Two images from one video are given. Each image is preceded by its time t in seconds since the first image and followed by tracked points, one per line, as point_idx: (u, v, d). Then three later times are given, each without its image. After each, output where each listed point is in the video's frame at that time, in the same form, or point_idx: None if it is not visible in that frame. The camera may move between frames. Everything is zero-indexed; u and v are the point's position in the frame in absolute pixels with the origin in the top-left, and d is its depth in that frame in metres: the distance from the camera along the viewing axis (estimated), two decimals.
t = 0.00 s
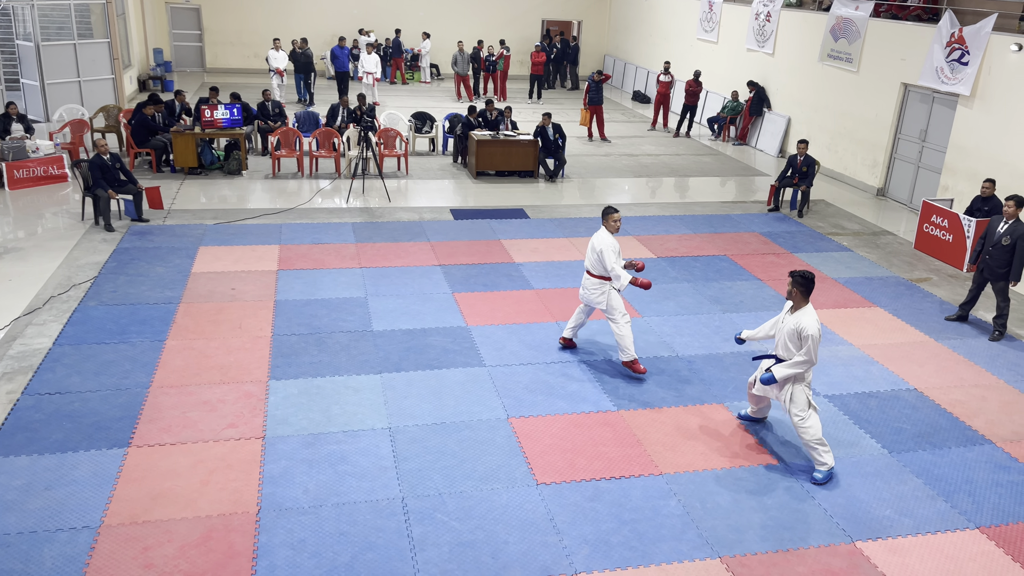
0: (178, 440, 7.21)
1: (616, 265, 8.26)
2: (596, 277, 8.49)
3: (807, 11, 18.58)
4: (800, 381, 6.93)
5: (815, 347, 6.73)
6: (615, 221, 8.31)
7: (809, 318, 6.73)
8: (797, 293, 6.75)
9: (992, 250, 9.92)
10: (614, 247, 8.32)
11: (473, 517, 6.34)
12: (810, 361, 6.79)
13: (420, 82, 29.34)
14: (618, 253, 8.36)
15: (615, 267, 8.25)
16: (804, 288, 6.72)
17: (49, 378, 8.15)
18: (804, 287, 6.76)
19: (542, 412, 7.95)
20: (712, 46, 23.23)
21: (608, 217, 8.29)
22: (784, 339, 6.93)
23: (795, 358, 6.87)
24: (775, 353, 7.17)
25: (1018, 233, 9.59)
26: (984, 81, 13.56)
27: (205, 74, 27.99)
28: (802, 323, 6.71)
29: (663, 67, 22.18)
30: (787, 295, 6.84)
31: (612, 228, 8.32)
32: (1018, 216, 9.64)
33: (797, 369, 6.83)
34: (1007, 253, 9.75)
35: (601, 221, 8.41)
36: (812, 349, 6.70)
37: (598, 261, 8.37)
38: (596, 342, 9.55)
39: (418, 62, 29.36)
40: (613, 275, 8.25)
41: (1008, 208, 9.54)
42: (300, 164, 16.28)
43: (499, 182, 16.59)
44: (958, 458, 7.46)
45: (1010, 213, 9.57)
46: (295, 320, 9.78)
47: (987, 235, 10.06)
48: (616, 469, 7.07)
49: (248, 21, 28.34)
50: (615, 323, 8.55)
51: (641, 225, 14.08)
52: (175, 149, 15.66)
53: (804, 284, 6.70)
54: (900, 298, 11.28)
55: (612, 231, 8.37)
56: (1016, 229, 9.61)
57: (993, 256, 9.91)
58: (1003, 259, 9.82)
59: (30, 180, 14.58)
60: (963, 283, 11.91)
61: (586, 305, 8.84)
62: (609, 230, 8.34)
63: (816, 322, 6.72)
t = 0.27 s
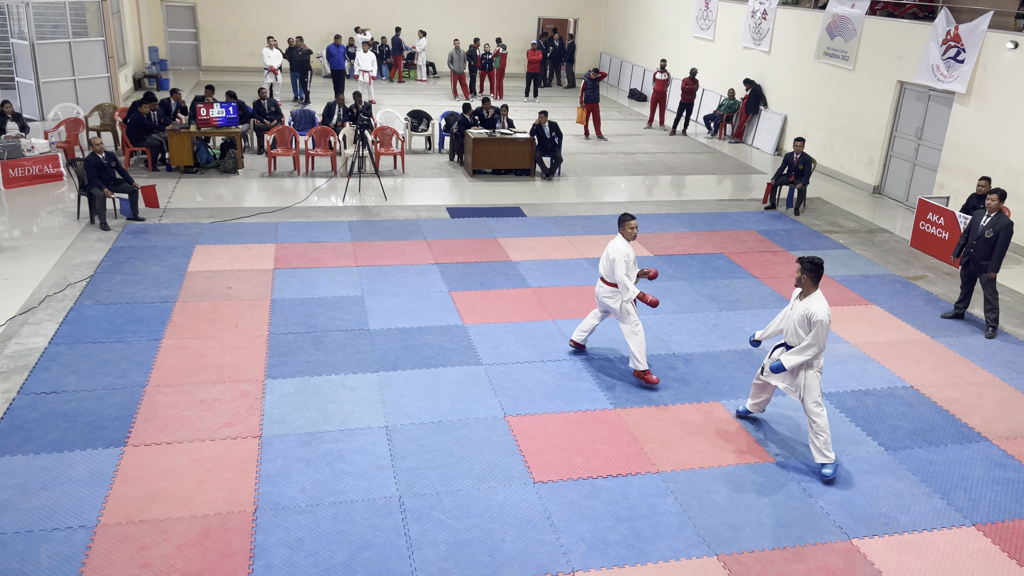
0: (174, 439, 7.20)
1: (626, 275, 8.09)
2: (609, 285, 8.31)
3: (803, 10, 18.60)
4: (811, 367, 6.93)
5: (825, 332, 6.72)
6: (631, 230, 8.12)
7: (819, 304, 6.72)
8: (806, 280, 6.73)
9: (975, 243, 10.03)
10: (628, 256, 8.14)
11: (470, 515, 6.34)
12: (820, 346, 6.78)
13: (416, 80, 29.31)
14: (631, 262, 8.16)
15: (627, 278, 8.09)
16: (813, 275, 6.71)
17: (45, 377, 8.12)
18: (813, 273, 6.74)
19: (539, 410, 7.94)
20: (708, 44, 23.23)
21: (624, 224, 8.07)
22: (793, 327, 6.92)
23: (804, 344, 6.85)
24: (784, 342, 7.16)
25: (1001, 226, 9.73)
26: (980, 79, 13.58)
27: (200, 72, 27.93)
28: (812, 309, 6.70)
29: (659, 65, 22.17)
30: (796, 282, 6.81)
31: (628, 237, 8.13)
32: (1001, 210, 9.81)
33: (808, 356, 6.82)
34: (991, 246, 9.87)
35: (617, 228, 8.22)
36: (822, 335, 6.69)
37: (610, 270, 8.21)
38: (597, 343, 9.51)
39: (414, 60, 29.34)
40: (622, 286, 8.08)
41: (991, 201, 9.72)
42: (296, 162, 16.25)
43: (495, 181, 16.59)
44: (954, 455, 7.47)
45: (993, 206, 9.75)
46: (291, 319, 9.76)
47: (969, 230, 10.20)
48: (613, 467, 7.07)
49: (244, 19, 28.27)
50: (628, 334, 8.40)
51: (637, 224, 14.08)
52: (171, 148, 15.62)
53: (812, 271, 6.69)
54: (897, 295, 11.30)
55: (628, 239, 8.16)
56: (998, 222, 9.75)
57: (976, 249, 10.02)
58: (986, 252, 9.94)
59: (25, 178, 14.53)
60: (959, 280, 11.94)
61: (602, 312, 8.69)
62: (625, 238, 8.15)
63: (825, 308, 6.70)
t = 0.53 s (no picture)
0: (171, 439, 7.19)
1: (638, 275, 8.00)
2: (621, 284, 8.25)
3: (800, 8, 18.61)
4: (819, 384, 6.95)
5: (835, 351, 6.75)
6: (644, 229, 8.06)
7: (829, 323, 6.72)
8: (815, 299, 6.70)
9: (967, 238, 10.12)
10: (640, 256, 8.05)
11: (467, 514, 6.34)
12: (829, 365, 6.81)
13: (413, 79, 29.28)
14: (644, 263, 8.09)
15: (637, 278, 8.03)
16: (822, 294, 6.69)
17: (42, 376, 8.11)
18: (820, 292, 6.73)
19: (536, 409, 7.95)
20: (705, 43, 23.23)
21: (635, 221, 8.00)
22: (801, 345, 6.91)
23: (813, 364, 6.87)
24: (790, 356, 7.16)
25: (991, 221, 9.79)
26: (976, 77, 13.59)
27: (197, 71, 27.87)
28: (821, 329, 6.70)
29: (656, 63, 22.16)
30: (804, 302, 6.79)
31: (640, 235, 8.07)
32: (992, 205, 9.87)
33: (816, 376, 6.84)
34: (982, 241, 9.95)
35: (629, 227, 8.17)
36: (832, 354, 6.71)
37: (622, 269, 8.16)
38: (597, 342, 9.48)
39: (411, 59, 29.31)
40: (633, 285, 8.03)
41: (981, 197, 9.79)
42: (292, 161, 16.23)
43: (492, 180, 16.58)
44: (950, 453, 7.49)
45: (983, 202, 9.80)
46: (288, 318, 9.75)
47: (962, 225, 10.29)
48: (610, 465, 7.08)
49: (240, 18, 28.22)
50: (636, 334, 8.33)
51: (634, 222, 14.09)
52: (167, 147, 15.58)
53: (821, 290, 6.66)
54: (893, 294, 11.32)
55: (640, 239, 8.11)
56: (989, 217, 9.82)
57: (967, 245, 10.11)
58: (977, 246, 10.01)
59: (21, 177, 14.50)
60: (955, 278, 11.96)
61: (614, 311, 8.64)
62: (637, 236, 8.10)
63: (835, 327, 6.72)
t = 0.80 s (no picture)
0: (168, 438, 7.18)
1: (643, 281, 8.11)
2: (622, 291, 8.37)
3: (797, 7, 18.60)
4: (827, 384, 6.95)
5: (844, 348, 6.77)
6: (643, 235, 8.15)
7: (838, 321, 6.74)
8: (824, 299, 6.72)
9: (964, 238, 10.09)
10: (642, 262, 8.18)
11: (464, 513, 6.34)
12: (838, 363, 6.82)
13: (410, 78, 29.25)
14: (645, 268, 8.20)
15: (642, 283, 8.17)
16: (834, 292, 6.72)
17: (38, 376, 8.09)
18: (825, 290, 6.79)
19: (533, 408, 7.94)
20: (702, 42, 23.23)
21: (635, 228, 8.09)
22: (809, 344, 6.92)
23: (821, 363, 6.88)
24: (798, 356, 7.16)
25: (988, 220, 9.78)
26: (973, 76, 13.62)
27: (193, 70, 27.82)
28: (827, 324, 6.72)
29: (653, 62, 22.16)
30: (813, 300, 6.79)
31: (641, 242, 8.15)
32: (987, 204, 9.85)
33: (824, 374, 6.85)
34: (979, 240, 9.93)
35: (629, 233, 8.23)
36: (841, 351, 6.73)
37: (625, 275, 8.25)
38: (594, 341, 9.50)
39: (408, 58, 29.29)
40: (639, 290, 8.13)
41: (977, 197, 9.76)
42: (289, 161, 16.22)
43: (490, 179, 16.57)
44: (947, 452, 7.50)
45: (980, 202, 9.77)
46: (285, 317, 9.74)
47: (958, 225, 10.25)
48: (608, 464, 7.08)
49: (237, 17, 28.17)
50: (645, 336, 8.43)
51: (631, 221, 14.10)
52: (164, 146, 15.56)
53: (832, 289, 6.67)
54: (890, 292, 11.33)
55: (640, 245, 8.19)
56: (986, 216, 9.80)
57: (965, 244, 10.08)
58: (975, 246, 9.99)
59: (17, 177, 14.46)
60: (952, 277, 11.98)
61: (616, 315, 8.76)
62: (637, 242, 8.18)
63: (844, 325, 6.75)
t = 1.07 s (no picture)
0: (164, 439, 7.16)
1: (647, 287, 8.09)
2: (624, 296, 8.37)
3: (793, 8, 18.64)
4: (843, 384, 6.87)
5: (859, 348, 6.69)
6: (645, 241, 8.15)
7: (852, 320, 6.69)
8: (835, 299, 6.69)
9: (967, 241, 10.05)
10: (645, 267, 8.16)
11: (461, 514, 6.34)
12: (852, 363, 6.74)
13: (407, 78, 29.24)
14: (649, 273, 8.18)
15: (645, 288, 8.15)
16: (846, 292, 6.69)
17: (33, 377, 8.07)
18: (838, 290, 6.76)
19: (530, 409, 7.94)
20: (698, 43, 23.27)
21: (640, 235, 8.09)
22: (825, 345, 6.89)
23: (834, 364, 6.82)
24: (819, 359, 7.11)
25: (991, 221, 9.79)
26: (968, 77, 13.65)
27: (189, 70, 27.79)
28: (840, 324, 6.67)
29: (650, 63, 22.18)
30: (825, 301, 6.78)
31: (643, 247, 8.15)
32: (988, 206, 9.88)
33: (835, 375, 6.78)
34: (983, 242, 9.91)
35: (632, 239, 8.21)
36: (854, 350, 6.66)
37: (628, 280, 8.23)
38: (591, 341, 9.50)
39: (404, 59, 29.29)
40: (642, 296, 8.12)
41: (978, 198, 9.78)
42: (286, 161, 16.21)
43: (486, 179, 16.57)
44: (944, 452, 7.52)
45: (981, 203, 9.80)
46: (282, 318, 9.72)
47: (959, 228, 10.24)
48: (605, 465, 7.08)
49: (233, 17, 28.14)
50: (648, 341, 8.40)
51: (628, 222, 14.11)
52: (160, 147, 15.57)
53: (843, 290, 6.64)
54: (886, 293, 11.35)
55: (643, 251, 8.18)
56: (988, 218, 9.81)
57: (968, 247, 10.05)
58: (978, 248, 9.97)
59: (13, 177, 14.43)
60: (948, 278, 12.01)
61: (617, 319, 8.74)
62: (640, 248, 8.18)
63: (858, 326, 6.68)
